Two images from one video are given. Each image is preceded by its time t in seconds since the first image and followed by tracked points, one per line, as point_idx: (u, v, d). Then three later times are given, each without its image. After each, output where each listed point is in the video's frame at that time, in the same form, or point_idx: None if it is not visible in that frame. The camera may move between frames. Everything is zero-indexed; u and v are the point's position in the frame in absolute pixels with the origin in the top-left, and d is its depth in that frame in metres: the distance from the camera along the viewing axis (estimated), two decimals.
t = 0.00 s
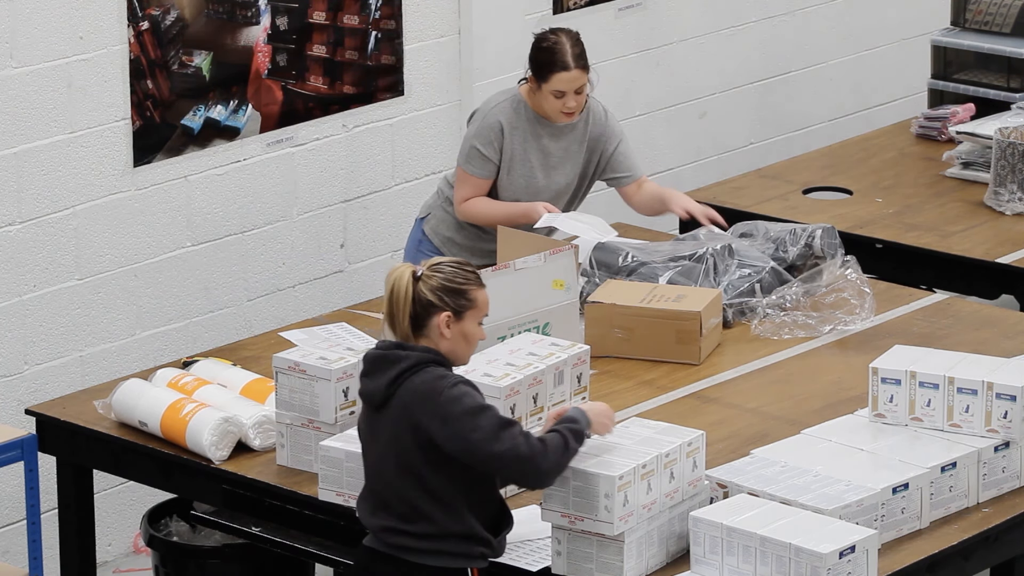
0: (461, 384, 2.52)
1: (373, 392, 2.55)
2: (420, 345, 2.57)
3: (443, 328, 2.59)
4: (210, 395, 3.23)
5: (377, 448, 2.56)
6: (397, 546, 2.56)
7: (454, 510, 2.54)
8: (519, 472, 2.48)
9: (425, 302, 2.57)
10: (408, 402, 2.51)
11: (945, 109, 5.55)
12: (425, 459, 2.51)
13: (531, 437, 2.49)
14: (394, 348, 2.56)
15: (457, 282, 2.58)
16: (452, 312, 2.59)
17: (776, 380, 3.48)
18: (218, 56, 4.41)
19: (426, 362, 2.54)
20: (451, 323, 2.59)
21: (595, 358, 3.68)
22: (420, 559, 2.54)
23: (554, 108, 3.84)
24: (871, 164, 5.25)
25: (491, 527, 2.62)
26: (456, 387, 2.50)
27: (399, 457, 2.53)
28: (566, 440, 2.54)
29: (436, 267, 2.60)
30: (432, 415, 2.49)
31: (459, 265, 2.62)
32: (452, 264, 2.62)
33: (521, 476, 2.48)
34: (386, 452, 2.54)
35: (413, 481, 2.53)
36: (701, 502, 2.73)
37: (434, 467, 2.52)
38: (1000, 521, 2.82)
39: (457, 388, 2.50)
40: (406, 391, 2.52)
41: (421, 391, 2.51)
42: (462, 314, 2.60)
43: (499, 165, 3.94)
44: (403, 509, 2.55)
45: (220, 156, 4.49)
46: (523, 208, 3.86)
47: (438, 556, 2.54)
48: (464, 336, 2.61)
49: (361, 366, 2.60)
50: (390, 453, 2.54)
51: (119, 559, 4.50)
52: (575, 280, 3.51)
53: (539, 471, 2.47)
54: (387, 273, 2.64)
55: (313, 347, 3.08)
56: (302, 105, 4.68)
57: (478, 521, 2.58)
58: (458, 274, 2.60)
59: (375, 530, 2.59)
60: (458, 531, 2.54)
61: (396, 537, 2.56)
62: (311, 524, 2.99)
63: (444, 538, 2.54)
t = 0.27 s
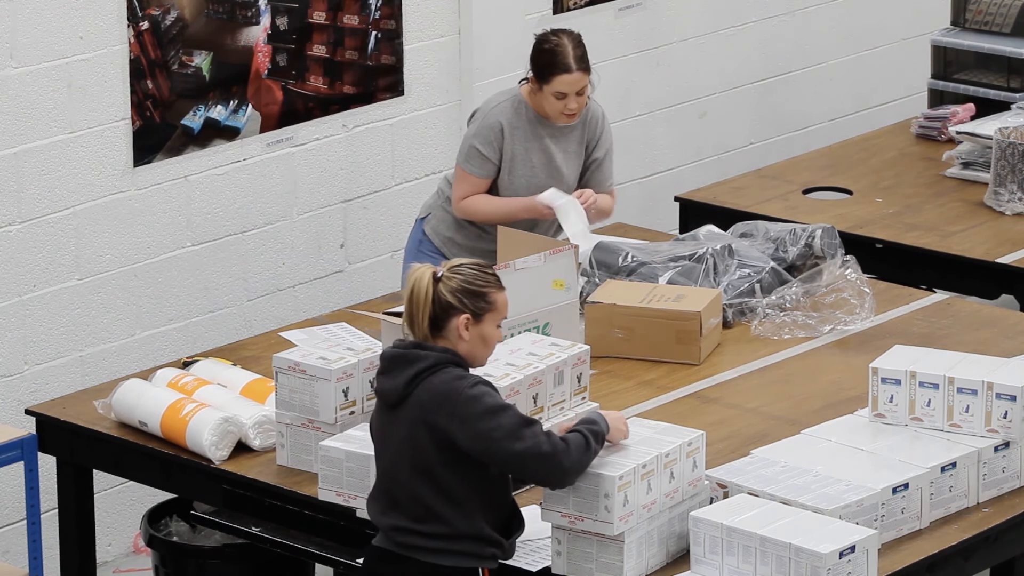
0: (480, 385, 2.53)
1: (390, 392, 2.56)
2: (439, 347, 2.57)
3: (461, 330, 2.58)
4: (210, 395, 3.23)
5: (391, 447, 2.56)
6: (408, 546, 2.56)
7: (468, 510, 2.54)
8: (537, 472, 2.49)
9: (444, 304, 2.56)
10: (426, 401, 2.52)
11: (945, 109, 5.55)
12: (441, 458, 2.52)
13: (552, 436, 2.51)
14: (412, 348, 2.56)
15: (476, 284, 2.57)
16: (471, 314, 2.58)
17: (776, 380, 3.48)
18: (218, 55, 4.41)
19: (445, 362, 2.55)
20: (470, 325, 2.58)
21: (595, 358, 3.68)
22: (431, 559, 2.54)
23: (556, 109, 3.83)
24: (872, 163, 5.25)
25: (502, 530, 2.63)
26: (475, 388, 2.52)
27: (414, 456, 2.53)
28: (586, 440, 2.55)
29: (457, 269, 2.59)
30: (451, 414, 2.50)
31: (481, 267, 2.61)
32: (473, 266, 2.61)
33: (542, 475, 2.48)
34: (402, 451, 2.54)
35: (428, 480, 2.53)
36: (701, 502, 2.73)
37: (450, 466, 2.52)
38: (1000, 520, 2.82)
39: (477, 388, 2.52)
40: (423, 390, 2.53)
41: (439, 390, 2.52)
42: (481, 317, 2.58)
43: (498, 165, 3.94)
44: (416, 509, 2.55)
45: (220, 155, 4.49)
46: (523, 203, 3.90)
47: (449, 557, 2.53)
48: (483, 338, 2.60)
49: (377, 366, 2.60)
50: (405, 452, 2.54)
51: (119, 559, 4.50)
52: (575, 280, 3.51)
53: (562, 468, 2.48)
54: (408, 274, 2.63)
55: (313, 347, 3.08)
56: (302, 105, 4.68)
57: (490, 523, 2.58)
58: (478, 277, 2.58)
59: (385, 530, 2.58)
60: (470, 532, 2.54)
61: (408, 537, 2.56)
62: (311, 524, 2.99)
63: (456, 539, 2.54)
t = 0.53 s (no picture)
0: (482, 386, 2.53)
1: (393, 391, 2.56)
2: (443, 346, 2.57)
3: (465, 331, 2.58)
4: (210, 395, 3.23)
5: (394, 447, 2.56)
6: (411, 546, 2.56)
7: (471, 510, 2.54)
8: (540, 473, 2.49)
9: (449, 304, 2.57)
10: (429, 401, 2.52)
11: (945, 109, 5.55)
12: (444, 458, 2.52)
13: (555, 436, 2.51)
14: (416, 348, 2.56)
15: (483, 286, 2.57)
16: (476, 315, 2.58)
17: (776, 380, 3.48)
18: (218, 55, 4.41)
19: (448, 362, 2.55)
20: (474, 326, 2.59)
21: (595, 358, 3.68)
22: (434, 559, 2.54)
23: (555, 108, 3.83)
24: (872, 164, 5.25)
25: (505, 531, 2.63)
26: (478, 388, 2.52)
27: (417, 456, 2.53)
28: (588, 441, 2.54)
29: (463, 269, 2.59)
30: (453, 414, 2.50)
31: (487, 268, 2.61)
32: (479, 267, 2.61)
33: (544, 475, 2.48)
34: (404, 451, 2.54)
35: (431, 480, 2.53)
36: (701, 502, 2.73)
37: (453, 466, 2.53)
38: (1000, 520, 2.82)
39: (480, 389, 2.52)
40: (426, 390, 2.53)
41: (442, 391, 2.52)
42: (486, 318, 2.59)
43: (493, 166, 3.94)
44: (419, 509, 2.55)
45: (220, 155, 4.49)
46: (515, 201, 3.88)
47: (452, 556, 2.54)
48: (487, 339, 2.60)
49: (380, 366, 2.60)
50: (408, 452, 2.54)
51: (119, 559, 4.50)
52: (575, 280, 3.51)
53: (564, 469, 2.47)
54: (414, 273, 2.63)
55: (313, 347, 3.08)
56: (302, 105, 4.68)
57: (493, 522, 2.58)
58: (484, 278, 2.59)
59: (387, 529, 2.59)
60: (474, 532, 2.54)
61: (410, 536, 2.56)
62: (311, 524, 2.99)
63: (459, 538, 2.54)
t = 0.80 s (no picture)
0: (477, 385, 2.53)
1: (389, 391, 2.55)
2: (438, 346, 2.57)
3: (461, 330, 2.57)
4: (210, 395, 3.23)
5: (391, 446, 2.56)
6: (410, 545, 2.56)
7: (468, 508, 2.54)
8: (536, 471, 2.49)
9: (447, 303, 2.56)
10: (424, 400, 2.52)
11: (945, 109, 5.55)
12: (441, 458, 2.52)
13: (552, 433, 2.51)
14: (410, 347, 2.56)
15: (480, 285, 2.57)
16: (472, 315, 2.58)
17: (776, 380, 3.48)
18: (218, 55, 4.41)
19: (444, 361, 2.55)
20: (471, 326, 2.58)
21: (594, 358, 3.68)
22: (433, 558, 2.54)
23: (553, 106, 3.83)
24: (872, 164, 5.25)
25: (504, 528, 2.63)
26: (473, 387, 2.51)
27: (413, 455, 2.53)
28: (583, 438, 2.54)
29: (461, 269, 2.59)
30: (449, 413, 2.49)
31: (484, 268, 2.61)
32: (477, 267, 2.61)
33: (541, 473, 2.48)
34: (401, 450, 2.54)
35: (428, 479, 2.53)
36: (701, 502, 2.73)
37: (449, 465, 2.52)
38: (1000, 520, 2.82)
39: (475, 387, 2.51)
40: (422, 389, 2.53)
41: (437, 390, 2.52)
42: (482, 317, 2.59)
43: (485, 165, 3.95)
44: (417, 509, 2.55)
45: (220, 155, 4.49)
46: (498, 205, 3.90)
47: (451, 555, 2.54)
48: (483, 339, 2.60)
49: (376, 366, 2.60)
50: (404, 451, 2.54)
51: (119, 559, 4.50)
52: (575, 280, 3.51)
53: (560, 466, 2.48)
54: (411, 272, 2.62)
55: (313, 347, 3.08)
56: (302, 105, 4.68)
57: (491, 520, 2.58)
58: (481, 277, 2.59)
59: (386, 529, 2.58)
60: (472, 530, 2.54)
61: (409, 536, 2.56)
62: (312, 524, 2.99)
63: (458, 537, 2.54)
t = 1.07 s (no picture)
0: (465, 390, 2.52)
1: (379, 392, 2.55)
2: (431, 347, 2.58)
3: (463, 336, 2.60)
4: (210, 395, 3.23)
5: (380, 448, 2.55)
6: (399, 546, 2.56)
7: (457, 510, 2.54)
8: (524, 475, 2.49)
9: (455, 308, 2.57)
10: (415, 403, 2.51)
11: (945, 109, 5.55)
12: (429, 461, 2.51)
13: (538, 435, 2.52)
14: (403, 349, 2.56)
15: (487, 294, 2.61)
16: (475, 322, 2.61)
17: (775, 380, 3.48)
18: (218, 55, 4.41)
19: (435, 363, 2.55)
20: (470, 333, 2.61)
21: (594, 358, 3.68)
22: (423, 559, 2.55)
23: (557, 110, 3.85)
24: (872, 164, 5.25)
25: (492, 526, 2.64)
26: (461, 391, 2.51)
27: (402, 458, 2.52)
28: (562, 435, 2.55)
29: (469, 275, 2.61)
30: (437, 418, 2.49)
31: (488, 277, 2.64)
32: (481, 274, 2.64)
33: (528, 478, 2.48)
34: (390, 452, 2.54)
35: (417, 482, 2.53)
36: (701, 502, 2.73)
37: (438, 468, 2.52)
38: (1000, 520, 2.82)
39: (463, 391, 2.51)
40: (413, 392, 2.52)
41: (427, 394, 2.51)
42: (482, 326, 2.62)
43: (479, 165, 4.03)
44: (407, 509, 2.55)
45: (220, 155, 4.49)
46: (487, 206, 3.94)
47: (441, 556, 2.54)
48: (477, 346, 2.64)
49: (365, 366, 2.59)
50: (393, 453, 2.53)
51: (119, 559, 4.50)
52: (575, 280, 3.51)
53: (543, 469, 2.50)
54: (417, 273, 2.61)
55: (313, 347, 3.08)
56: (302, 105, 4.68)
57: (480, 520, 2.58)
58: (486, 286, 2.62)
59: (378, 530, 2.58)
60: (461, 532, 2.55)
61: (399, 537, 2.56)
62: (312, 524, 2.99)
63: (447, 537, 2.55)
